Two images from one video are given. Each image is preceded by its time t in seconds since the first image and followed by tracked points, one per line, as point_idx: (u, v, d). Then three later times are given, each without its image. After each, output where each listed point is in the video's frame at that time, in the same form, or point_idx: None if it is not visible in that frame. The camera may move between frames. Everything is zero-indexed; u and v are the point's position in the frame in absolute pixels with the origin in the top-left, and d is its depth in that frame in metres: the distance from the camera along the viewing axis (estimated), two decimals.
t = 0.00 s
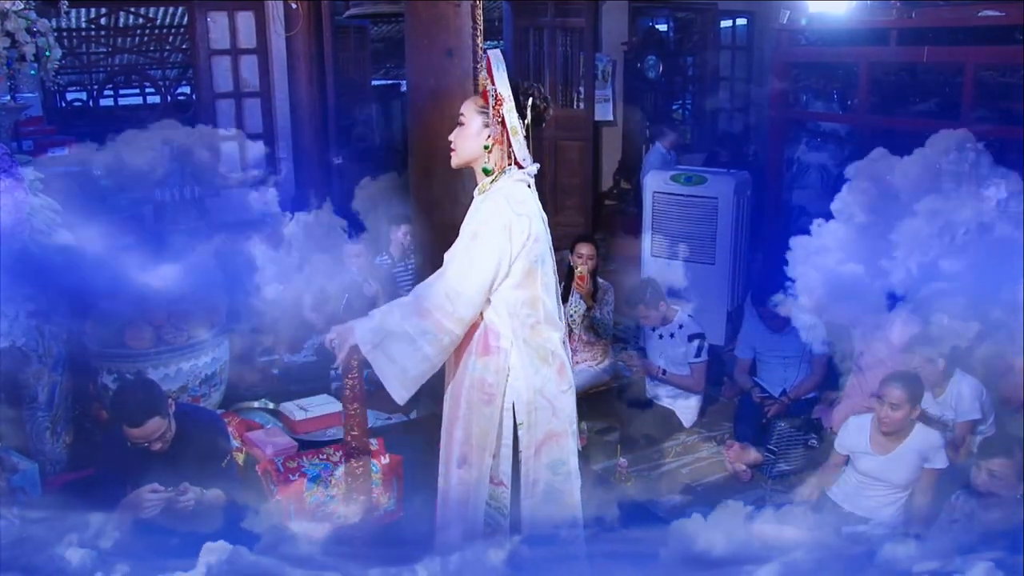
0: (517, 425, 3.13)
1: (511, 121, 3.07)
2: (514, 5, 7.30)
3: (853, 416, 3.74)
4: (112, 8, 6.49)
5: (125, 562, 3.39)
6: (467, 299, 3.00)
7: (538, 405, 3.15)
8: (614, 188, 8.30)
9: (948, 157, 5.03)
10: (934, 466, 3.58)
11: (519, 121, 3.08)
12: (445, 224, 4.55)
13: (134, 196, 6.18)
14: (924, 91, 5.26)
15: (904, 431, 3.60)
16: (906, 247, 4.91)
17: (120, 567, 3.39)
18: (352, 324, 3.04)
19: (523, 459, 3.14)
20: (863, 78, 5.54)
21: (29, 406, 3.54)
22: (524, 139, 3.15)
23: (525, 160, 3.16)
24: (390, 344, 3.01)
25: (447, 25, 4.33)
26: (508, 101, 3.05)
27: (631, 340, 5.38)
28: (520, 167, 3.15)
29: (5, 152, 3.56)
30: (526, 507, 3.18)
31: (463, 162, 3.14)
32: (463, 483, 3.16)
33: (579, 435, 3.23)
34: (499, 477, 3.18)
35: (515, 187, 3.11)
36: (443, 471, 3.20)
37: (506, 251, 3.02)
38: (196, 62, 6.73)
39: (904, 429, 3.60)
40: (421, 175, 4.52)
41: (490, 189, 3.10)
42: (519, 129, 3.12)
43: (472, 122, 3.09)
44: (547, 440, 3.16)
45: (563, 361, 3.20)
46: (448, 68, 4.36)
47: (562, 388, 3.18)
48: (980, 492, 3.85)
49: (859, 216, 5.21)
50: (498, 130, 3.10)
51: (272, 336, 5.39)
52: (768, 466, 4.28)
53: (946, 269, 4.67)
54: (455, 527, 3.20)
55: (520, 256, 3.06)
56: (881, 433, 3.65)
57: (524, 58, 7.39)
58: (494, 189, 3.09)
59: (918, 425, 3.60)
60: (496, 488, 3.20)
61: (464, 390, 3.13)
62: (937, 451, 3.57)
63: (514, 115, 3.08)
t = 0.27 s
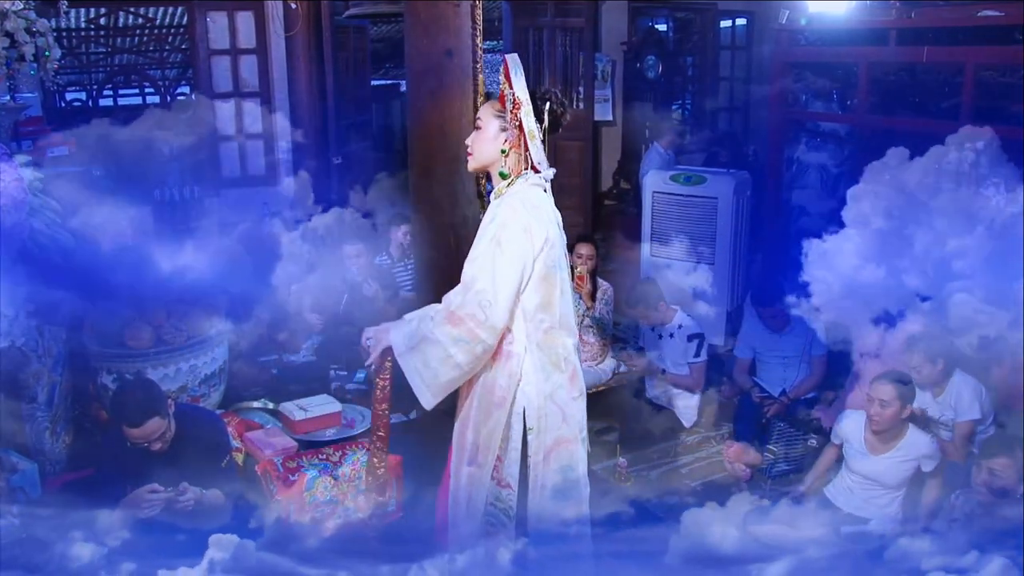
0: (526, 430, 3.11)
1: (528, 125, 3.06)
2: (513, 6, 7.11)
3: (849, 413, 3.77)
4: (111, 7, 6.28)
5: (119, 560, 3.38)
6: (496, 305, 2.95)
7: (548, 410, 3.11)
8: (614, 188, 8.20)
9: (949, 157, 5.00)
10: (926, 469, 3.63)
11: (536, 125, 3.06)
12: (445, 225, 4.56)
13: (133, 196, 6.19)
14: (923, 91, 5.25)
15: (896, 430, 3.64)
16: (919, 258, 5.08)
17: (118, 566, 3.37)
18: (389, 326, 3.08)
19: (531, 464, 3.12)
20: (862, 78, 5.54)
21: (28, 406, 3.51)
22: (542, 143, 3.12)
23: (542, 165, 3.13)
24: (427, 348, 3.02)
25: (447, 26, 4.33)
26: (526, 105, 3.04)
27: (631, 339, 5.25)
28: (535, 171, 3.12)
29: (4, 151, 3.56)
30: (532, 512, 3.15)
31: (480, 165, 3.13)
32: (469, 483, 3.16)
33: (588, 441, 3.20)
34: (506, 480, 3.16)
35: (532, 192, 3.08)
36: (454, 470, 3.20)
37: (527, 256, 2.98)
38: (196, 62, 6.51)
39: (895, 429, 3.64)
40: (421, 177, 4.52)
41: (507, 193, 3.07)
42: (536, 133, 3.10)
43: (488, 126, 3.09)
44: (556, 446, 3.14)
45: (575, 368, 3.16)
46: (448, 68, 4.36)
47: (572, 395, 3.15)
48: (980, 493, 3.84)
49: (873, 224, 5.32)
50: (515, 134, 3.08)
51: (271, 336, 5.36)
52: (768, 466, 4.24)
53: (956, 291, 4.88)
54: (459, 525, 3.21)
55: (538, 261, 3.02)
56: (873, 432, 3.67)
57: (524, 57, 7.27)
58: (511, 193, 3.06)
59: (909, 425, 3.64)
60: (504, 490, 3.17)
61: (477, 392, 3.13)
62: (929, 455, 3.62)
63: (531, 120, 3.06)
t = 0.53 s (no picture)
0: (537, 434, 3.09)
1: (547, 131, 3.09)
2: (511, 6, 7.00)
3: (848, 416, 3.80)
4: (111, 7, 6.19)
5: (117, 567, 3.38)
6: (532, 307, 2.93)
7: (561, 415, 3.10)
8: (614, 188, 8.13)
9: (947, 158, 5.03)
10: (923, 470, 3.66)
11: (555, 131, 3.09)
12: (445, 225, 4.53)
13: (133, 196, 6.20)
14: (923, 92, 5.25)
15: (893, 432, 3.67)
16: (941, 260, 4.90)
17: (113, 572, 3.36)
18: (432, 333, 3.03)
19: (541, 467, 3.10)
20: (861, 79, 5.56)
21: (27, 407, 3.56)
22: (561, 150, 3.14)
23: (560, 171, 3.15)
24: (468, 360, 2.94)
25: (446, 26, 4.34)
26: (546, 113, 3.07)
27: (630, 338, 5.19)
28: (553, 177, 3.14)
29: (4, 152, 3.57)
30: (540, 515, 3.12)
31: (499, 170, 3.17)
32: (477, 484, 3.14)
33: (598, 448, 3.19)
34: (513, 481, 3.13)
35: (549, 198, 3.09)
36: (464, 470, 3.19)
37: (553, 261, 2.98)
38: (196, 62, 6.41)
39: (893, 431, 3.67)
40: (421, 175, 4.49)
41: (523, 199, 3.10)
42: (556, 139, 3.12)
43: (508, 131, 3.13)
44: (567, 450, 3.13)
45: (587, 375, 3.15)
46: (448, 67, 4.36)
47: (584, 400, 3.14)
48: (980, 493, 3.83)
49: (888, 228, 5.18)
50: (533, 138, 3.11)
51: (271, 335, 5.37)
52: (767, 467, 4.25)
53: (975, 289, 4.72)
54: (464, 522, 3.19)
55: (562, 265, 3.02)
56: (871, 436, 3.71)
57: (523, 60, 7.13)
58: (530, 199, 3.07)
59: (905, 428, 3.67)
60: (511, 491, 3.13)
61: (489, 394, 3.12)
62: (924, 456, 3.66)
63: (551, 126, 3.09)
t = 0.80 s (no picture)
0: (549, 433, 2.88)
1: (567, 129, 2.82)
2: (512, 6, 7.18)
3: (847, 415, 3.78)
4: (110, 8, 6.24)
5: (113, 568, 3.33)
6: (563, 307, 2.69)
7: (575, 415, 2.90)
8: (612, 188, 8.11)
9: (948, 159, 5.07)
10: (923, 466, 3.63)
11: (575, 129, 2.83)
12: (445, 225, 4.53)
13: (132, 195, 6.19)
14: (923, 92, 5.25)
15: (894, 432, 3.65)
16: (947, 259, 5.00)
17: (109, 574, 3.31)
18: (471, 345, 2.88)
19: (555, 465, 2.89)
20: (861, 79, 5.55)
21: (28, 406, 3.55)
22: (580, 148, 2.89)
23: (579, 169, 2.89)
24: (506, 366, 2.73)
25: (447, 26, 4.33)
26: (564, 112, 2.81)
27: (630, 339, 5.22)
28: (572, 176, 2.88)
29: (4, 151, 3.52)
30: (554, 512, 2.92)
31: (514, 170, 2.93)
32: (487, 482, 2.94)
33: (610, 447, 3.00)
34: (525, 479, 2.92)
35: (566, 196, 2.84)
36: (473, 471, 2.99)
37: (577, 258, 2.75)
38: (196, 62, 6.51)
39: (893, 431, 3.64)
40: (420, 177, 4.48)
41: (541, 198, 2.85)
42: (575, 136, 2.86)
43: (524, 129, 2.88)
44: (579, 450, 2.92)
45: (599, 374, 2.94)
46: (447, 68, 4.35)
47: (598, 399, 2.93)
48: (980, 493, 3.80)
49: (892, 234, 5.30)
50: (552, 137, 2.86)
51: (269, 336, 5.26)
52: (767, 466, 4.23)
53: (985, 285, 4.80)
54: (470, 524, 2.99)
55: (585, 262, 2.80)
56: (873, 436, 3.68)
57: (523, 60, 7.21)
58: (547, 197, 2.83)
59: (906, 427, 3.64)
60: (523, 490, 2.92)
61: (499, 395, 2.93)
62: (924, 454, 3.63)
63: (571, 125, 2.83)
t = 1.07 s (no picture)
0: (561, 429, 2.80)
1: (577, 127, 2.75)
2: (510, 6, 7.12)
3: (847, 413, 3.74)
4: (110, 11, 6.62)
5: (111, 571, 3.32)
6: (583, 306, 2.56)
7: (583, 410, 2.81)
8: (612, 188, 8.12)
9: (947, 158, 5.09)
10: (923, 464, 3.57)
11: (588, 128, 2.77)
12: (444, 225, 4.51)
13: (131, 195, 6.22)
14: (921, 92, 5.26)
15: (893, 431, 3.59)
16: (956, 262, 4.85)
17: None
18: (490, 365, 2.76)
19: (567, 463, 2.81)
20: (860, 79, 5.57)
21: (26, 404, 3.60)
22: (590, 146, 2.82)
23: (590, 166, 2.82)
24: (528, 377, 2.60)
25: (446, 27, 4.32)
26: (576, 107, 2.74)
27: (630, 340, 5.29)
28: (582, 172, 2.81)
29: (3, 151, 3.51)
30: (568, 512, 2.82)
31: (523, 166, 2.84)
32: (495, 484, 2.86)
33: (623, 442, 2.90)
34: (537, 477, 2.86)
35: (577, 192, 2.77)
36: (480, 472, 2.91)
37: (592, 256, 2.64)
38: (193, 62, 6.62)
39: (892, 430, 3.59)
40: (419, 177, 4.47)
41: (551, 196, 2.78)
42: (587, 135, 2.79)
43: (534, 125, 2.79)
44: (589, 447, 2.82)
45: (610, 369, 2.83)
46: (448, 68, 4.35)
47: (606, 397, 2.82)
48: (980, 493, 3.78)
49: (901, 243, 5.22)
50: (563, 134, 2.78)
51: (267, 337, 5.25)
52: (767, 466, 4.21)
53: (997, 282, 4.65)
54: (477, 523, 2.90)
55: (598, 259, 2.70)
56: (872, 435, 3.64)
57: (523, 60, 7.22)
58: (556, 196, 2.73)
59: (906, 425, 3.60)
60: (535, 487, 2.86)
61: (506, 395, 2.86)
62: (924, 451, 3.57)
63: (582, 121, 2.75)
